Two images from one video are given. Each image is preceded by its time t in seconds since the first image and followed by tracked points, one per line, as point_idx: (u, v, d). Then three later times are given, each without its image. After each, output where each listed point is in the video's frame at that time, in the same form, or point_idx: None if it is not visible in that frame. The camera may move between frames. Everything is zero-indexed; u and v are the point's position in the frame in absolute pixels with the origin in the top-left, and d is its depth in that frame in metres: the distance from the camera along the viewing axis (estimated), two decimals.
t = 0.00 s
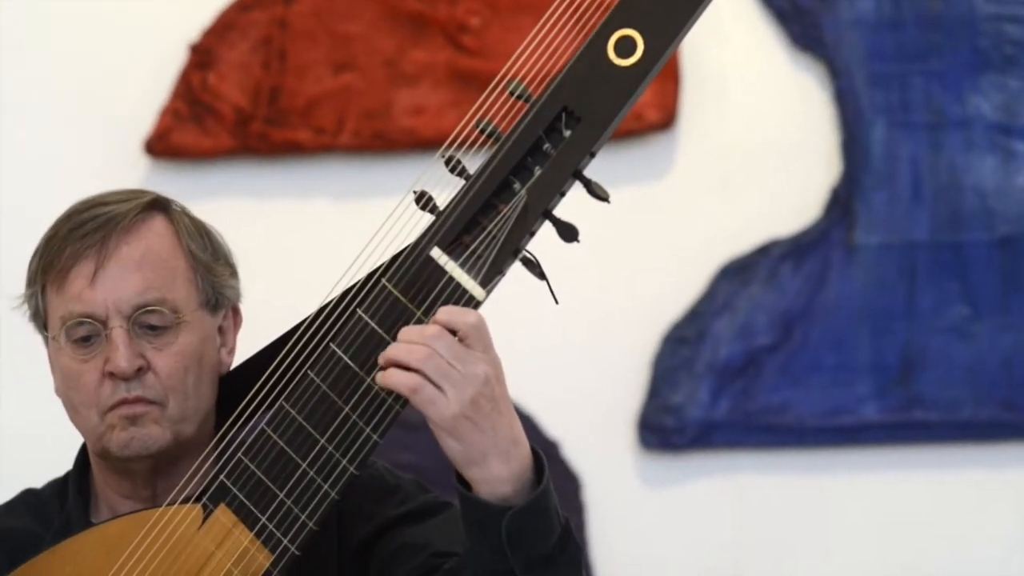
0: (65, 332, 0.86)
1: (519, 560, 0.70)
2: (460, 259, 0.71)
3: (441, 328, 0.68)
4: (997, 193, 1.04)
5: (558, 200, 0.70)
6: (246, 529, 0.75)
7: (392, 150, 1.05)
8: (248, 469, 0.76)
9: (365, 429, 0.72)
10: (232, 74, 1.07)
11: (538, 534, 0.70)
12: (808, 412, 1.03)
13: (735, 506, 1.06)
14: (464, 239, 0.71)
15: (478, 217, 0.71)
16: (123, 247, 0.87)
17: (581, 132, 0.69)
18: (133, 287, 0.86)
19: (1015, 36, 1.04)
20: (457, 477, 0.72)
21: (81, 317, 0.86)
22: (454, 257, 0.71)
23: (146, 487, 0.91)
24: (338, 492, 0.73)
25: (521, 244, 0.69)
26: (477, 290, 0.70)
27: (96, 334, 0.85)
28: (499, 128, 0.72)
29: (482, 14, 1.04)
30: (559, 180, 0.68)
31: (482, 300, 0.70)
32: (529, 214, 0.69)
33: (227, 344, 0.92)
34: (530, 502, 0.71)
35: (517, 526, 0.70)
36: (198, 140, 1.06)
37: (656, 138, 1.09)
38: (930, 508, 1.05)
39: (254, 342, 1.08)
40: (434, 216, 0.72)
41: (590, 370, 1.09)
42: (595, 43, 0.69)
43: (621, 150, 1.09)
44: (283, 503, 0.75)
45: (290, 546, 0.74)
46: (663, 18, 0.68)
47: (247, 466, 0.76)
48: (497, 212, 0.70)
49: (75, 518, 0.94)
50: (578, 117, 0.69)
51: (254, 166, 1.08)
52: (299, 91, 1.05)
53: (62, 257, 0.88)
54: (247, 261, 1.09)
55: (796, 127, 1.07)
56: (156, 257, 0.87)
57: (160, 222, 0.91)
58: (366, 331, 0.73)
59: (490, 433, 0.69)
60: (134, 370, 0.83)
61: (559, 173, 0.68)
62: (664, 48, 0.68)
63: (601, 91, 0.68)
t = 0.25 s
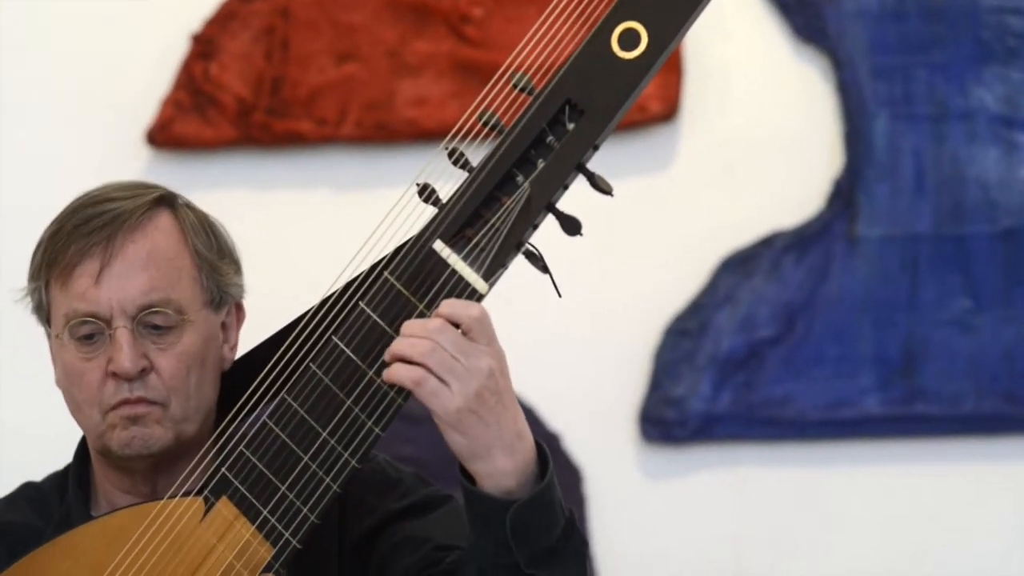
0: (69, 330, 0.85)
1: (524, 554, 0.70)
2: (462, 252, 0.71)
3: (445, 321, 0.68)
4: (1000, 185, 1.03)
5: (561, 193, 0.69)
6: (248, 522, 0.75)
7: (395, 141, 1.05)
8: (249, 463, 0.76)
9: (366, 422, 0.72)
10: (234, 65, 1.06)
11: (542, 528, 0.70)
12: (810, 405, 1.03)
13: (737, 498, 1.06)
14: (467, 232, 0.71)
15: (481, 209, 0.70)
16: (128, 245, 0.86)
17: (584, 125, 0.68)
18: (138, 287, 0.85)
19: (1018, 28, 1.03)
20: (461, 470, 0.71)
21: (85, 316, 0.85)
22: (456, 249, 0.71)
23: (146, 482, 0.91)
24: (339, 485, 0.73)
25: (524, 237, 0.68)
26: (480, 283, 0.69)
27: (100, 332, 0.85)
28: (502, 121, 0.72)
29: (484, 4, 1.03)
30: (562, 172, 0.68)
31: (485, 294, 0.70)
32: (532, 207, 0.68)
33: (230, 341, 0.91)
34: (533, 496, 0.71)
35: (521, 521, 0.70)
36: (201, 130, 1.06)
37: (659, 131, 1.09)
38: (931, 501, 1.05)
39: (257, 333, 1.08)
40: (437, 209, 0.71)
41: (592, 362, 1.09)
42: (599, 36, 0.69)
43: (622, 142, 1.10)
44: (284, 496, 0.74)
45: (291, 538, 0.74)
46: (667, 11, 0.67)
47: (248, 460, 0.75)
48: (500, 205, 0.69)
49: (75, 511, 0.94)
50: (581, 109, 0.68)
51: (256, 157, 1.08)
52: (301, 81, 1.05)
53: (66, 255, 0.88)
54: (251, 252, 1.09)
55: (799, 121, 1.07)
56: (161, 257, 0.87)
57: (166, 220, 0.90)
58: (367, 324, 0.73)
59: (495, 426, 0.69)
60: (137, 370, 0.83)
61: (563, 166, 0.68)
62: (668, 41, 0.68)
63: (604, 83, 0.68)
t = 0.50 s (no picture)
0: (72, 325, 0.85)
1: (530, 545, 0.70)
2: (463, 246, 0.70)
3: (444, 317, 0.67)
4: (1003, 181, 1.03)
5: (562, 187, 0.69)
6: (248, 516, 0.74)
7: (395, 136, 1.05)
8: (249, 458, 0.76)
9: (367, 416, 0.72)
10: (234, 59, 1.06)
11: (548, 519, 0.70)
12: (811, 400, 1.03)
13: (738, 494, 1.06)
14: (468, 226, 0.70)
15: (482, 204, 0.70)
16: (133, 241, 0.86)
17: (585, 118, 0.68)
18: (142, 282, 0.85)
19: (1020, 22, 1.03)
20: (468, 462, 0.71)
21: (89, 311, 0.85)
22: (457, 243, 0.71)
23: (146, 478, 0.91)
24: (340, 480, 0.73)
25: (524, 231, 0.68)
26: (480, 277, 0.69)
27: (103, 328, 0.85)
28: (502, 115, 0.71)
29: None
30: (562, 166, 0.68)
31: (486, 288, 0.69)
32: (532, 200, 0.68)
33: (232, 337, 0.91)
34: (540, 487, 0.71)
35: (528, 512, 0.70)
36: (202, 125, 1.06)
37: (660, 126, 1.09)
38: (930, 495, 1.05)
39: (258, 327, 1.08)
40: (438, 203, 0.71)
41: (592, 357, 1.09)
42: (600, 29, 0.68)
43: (623, 136, 1.09)
44: (284, 490, 0.74)
45: (291, 533, 0.73)
46: (668, 4, 0.67)
47: (248, 454, 0.75)
48: (501, 199, 0.69)
49: (75, 505, 0.94)
50: (582, 103, 0.68)
51: (257, 152, 1.08)
52: (301, 76, 1.05)
53: (70, 249, 0.87)
54: (253, 247, 1.09)
55: (800, 116, 1.07)
56: (166, 253, 0.87)
57: (170, 216, 0.90)
58: (368, 318, 0.73)
59: (501, 418, 0.69)
60: (139, 367, 0.83)
61: (563, 159, 0.68)
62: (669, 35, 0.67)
63: (605, 77, 0.68)
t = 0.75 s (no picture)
0: (73, 317, 0.85)
1: (531, 533, 0.70)
2: (465, 242, 0.70)
3: (428, 304, 0.67)
4: (1002, 177, 1.03)
5: (564, 183, 0.69)
6: (249, 513, 0.75)
7: (395, 134, 1.05)
8: (251, 453, 0.75)
9: (369, 414, 0.72)
10: (233, 56, 1.06)
11: (554, 508, 0.70)
12: (811, 397, 1.03)
13: (738, 490, 1.06)
14: (469, 222, 0.70)
15: (483, 199, 0.70)
16: (134, 234, 0.86)
17: (586, 115, 0.68)
18: (143, 274, 0.85)
19: (1019, 19, 1.03)
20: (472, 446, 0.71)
21: (90, 303, 0.85)
22: (458, 239, 0.71)
23: (147, 473, 0.91)
24: (341, 477, 0.73)
25: (526, 227, 0.68)
26: (482, 273, 0.69)
27: (105, 320, 0.85)
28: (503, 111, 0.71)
29: None
30: (564, 162, 0.68)
31: (487, 284, 0.69)
32: (534, 197, 0.68)
33: (232, 332, 0.91)
34: (548, 475, 0.70)
35: (533, 500, 0.69)
36: (201, 122, 1.06)
37: (660, 122, 1.09)
38: (929, 490, 1.05)
39: (258, 324, 1.08)
40: (438, 199, 0.71)
41: (592, 354, 1.09)
42: (600, 25, 0.68)
43: (623, 132, 1.10)
44: (285, 487, 0.74)
45: (293, 529, 0.74)
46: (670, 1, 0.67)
47: (250, 451, 0.75)
48: (502, 195, 0.69)
49: (75, 502, 0.94)
50: (583, 99, 0.68)
51: (256, 149, 1.08)
52: (300, 73, 1.05)
53: (71, 242, 0.87)
54: (252, 244, 1.09)
55: (799, 112, 1.07)
56: (167, 246, 0.87)
57: (171, 209, 0.90)
58: (369, 315, 0.73)
59: (492, 403, 0.68)
60: (140, 359, 0.83)
61: (565, 155, 0.68)
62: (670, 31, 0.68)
63: (607, 73, 0.68)
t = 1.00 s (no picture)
0: (84, 303, 0.85)
1: (527, 534, 0.70)
2: (463, 240, 0.70)
3: (428, 298, 0.67)
4: (1003, 174, 1.03)
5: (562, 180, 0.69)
6: (247, 512, 0.74)
7: (395, 131, 1.05)
8: (249, 452, 0.75)
9: (368, 413, 0.71)
10: (233, 54, 1.06)
11: (548, 510, 0.70)
12: (811, 395, 1.03)
13: (739, 488, 1.06)
14: (468, 220, 0.70)
15: (482, 197, 0.70)
16: (147, 220, 0.87)
17: (585, 112, 0.68)
18: (156, 259, 0.85)
19: (1020, 15, 1.03)
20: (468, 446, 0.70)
21: (101, 288, 0.85)
22: (457, 237, 0.70)
23: (152, 463, 0.91)
24: (341, 476, 0.73)
25: (524, 224, 0.68)
26: (481, 270, 0.69)
27: (116, 304, 0.84)
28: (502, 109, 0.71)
29: None
30: (563, 160, 0.68)
31: (486, 282, 0.69)
32: (532, 194, 0.68)
33: (235, 327, 0.91)
34: (543, 476, 0.70)
35: (528, 500, 0.69)
36: (201, 120, 1.06)
37: (660, 119, 1.09)
38: (931, 488, 1.04)
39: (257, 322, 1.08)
40: (437, 196, 0.71)
41: (592, 351, 1.08)
42: (599, 22, 0.68)
43: (623, 129, 1.09)
44: (285, 486, 0.74)
45: (292, 529, 0.73)
46: None
47: (248, 449, 0.75)
48: (501, 192, 0.69)
49: (75, 500, 0.94)
50: (581, 97, 0.68)
51: (256, 146, 1.08)
52: (300, 70, 1.05)
53: (82, 228, 0.87)
54: (252, 241, 1.09)
55: (801, 108, 1.07)
56: (178, 233, 0.87)
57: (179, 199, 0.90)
58: (367, 313, 0.73)
59: (488, 402, 0.67)
60: (153, 343, 0.83)
61: (563, 152, 0.67)
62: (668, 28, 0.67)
63: (605, 70, 0.68)
